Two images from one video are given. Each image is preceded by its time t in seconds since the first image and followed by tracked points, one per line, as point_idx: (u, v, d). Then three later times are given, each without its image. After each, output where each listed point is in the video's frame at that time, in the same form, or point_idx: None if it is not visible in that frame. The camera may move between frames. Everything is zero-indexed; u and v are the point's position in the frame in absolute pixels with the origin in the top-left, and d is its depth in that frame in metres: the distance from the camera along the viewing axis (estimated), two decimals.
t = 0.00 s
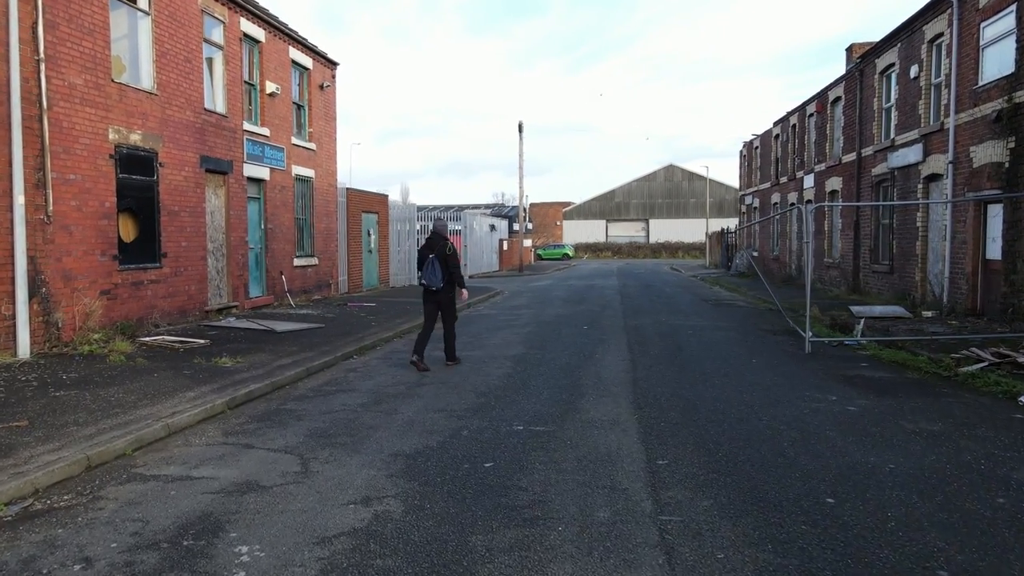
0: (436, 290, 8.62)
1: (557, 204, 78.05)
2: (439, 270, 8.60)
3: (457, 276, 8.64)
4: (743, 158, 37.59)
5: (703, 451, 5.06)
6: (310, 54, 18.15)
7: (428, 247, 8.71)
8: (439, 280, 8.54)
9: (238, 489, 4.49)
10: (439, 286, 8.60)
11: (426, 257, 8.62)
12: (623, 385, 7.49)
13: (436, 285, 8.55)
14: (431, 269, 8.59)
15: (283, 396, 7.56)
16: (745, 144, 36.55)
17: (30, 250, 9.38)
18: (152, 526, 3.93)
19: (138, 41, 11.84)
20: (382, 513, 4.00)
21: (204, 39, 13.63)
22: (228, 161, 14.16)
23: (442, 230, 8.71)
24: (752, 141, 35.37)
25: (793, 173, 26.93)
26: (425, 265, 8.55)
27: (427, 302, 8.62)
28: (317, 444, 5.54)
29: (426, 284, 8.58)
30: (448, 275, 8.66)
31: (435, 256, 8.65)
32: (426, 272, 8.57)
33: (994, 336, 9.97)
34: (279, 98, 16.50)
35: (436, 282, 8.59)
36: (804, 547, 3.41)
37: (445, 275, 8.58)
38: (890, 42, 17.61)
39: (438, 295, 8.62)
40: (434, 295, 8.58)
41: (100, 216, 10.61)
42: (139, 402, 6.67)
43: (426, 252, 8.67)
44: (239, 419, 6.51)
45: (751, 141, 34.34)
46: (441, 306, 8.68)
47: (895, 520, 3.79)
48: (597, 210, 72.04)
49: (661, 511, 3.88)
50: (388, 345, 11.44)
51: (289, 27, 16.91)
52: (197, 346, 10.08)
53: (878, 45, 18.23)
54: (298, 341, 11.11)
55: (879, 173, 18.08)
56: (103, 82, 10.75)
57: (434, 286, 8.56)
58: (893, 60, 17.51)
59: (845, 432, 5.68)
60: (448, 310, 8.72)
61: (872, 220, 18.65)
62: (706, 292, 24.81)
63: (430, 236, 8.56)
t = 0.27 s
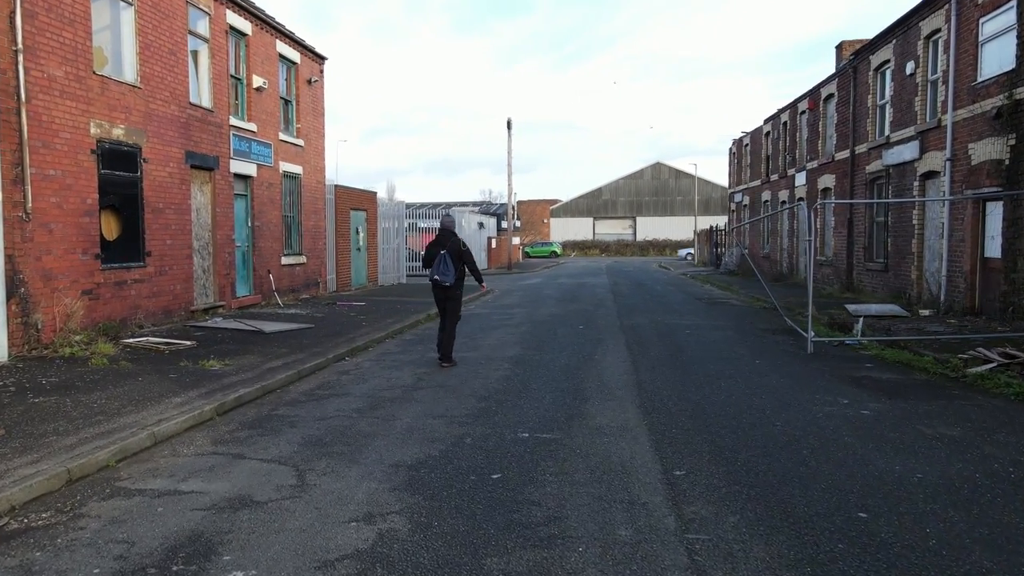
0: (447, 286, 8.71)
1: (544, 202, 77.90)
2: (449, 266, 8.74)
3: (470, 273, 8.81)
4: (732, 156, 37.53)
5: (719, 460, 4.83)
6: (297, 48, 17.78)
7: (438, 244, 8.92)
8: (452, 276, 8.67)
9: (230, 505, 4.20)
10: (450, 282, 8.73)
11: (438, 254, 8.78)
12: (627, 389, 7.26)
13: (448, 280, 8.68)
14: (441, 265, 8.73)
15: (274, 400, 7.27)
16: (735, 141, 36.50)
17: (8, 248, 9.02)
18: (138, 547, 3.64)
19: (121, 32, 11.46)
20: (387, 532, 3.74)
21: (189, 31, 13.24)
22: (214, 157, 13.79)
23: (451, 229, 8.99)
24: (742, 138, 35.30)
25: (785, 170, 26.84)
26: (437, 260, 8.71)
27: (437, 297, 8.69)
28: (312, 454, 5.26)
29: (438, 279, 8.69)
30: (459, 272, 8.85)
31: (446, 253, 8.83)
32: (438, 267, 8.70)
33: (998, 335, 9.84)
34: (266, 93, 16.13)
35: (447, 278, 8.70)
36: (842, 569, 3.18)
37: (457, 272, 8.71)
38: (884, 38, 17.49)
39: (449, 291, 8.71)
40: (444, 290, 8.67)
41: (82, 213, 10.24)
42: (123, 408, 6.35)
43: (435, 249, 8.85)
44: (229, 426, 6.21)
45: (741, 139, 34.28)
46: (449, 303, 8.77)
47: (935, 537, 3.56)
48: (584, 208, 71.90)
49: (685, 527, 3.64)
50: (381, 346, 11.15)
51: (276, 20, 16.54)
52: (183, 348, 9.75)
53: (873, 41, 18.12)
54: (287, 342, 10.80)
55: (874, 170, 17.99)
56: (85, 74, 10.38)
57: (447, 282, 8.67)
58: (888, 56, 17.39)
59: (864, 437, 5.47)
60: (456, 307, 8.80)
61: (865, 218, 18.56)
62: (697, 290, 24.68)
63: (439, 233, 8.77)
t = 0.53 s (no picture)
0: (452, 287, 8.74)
1: (528, 202, 77.68)
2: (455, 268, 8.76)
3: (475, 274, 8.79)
4: (718, 155, 37.53)
5: (736, 469, 4.60)
6: (282, 44, 17.41)
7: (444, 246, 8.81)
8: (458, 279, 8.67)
9: (219, 524, 3.91)
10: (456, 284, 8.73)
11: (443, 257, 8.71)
12: (629, 393, 7.03)
13: (454, 283, 8.66)
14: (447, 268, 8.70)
15: (261, 407, 6.96)
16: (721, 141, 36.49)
17: None
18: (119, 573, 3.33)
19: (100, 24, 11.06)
20: (391, 553, 3.47)
21: (171, 25, 12.85)
22: (196, 154, 13.41)
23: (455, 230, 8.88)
24: (728, 138, 35.29)
25: (772, 170, 26.80)
26: (444, 264, 8.65)
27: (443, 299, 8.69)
28: (304, 465, 4.97)
29: (444, 282, 8.67)
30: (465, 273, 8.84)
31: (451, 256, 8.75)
32: (444, 270, 8.68)
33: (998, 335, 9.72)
34: (250, 89, 15.75)
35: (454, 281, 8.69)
36: None
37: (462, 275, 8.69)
38: (875, 37, 17.43)
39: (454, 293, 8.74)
40: (451, 292, 8.65)
41: (59, 212, 9.85)
42: (102, 416, 6.02)
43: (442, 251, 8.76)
44: (215, 435, 5.90)
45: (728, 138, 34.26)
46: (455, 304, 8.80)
47: (978, 554, 3.35)
48: (569, 208, 71.79)
49: (711, 546, 3.40)
50: (370, 349, 10.85)
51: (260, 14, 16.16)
52: (165, 352, 9.40)
53: (863, 40, 18.06)
54: (274, 344, 10.47)
55: (864, 169, 17.93)
56: (61, 68, 9.99)
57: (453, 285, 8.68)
58: (878, 55, 17.34)
59: (881, 443, 5.27)
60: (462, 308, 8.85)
61: (856, 217, 18.49)
62: (686, 290, 24.56)
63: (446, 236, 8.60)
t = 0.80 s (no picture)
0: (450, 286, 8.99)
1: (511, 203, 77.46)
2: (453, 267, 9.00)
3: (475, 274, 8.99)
4: (702, 157, 37.55)
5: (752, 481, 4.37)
6: (264, 41, 17.03)
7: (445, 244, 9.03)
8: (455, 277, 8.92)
9: (204, 546, 3.61)
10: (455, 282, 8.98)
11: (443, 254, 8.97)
12: (629, 399, 6.79)
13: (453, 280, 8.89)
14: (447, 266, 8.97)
15: (246, 416, 6.64)
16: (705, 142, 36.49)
17: None
18: None
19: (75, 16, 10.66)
20: None
21: (149, 18, 12.46)
22: (176, 152, 13.01)
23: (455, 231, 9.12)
24: (712, 139, 35.28)
25: (758, 171, 26.79)
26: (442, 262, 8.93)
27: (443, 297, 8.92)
28: (294, 479, 4.68)
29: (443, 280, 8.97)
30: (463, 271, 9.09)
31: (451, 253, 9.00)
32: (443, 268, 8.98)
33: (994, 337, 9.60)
34: (231, 86, 15.36)
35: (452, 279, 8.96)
36: None
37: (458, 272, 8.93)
38: (862, 37, 17.40)
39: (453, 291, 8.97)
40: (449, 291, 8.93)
41: (31, 211, 9.45)
42: (76, 427, 5.68)
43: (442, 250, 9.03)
44: (198, 446, 5.58)
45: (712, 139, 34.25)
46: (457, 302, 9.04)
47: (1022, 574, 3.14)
48: (551, 209, 71.66)
49: (739, 568, 3.17)
50: (356, 353, 10.53)
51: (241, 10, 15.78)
52: (143, 357, 9.03)
53: (850, 41, 18.03)
54: (257, 349, 10.12)
55: (852, 170, 17.88)
56: (34, 61, 9.59)
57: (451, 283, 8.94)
58: (866, 55, 17.31)
59: (896, 452, 5.07)
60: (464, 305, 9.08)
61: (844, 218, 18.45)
62: (673, 291, 24.42)
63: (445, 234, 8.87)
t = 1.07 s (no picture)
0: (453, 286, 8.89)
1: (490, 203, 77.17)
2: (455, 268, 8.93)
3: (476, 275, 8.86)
4: (683, 157, 37.57)
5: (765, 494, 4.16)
6: (241, 36, 16.61)
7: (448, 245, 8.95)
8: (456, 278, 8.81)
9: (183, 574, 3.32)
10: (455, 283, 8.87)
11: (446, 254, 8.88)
12: (626, 405, 6.57)
13: (454, 282, 8.78)
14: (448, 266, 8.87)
15: (226, 425, 6.32)
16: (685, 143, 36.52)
17: None
18: None
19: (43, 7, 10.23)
20: None
21: (122, 11, 12.03)
22: (150, 150, 12.59)
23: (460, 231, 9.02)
24: (693, 140, 35.30)
25: (739, 172, 26.79)
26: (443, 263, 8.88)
27: (444, 298, 8.79)
28: (279, 495, 4.39)
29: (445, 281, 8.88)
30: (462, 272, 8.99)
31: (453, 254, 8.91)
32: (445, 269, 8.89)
33: (986, 338, 9.52)
34: (208, 83, 14.94)
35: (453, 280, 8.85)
36: None
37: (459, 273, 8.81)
38: (846, 38, 17.38)
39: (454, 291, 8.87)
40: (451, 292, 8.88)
41: None
42: (44, 439, 5.34)
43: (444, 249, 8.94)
44: (175, 459, 5.26)
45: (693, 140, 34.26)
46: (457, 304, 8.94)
47: None
48: (531, 210, 71.49)
49: None
50: (339, 357, 10.22)
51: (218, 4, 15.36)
52: (117, 362, 8.65)
53: (834, 41, 18.01)
54: (236, 353, 9.77)
55: (836, 170, 17.86)
56: None
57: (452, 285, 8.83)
58: (850, 55, 17.29)
59: (907, 460, 4.90)
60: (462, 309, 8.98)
61: (827, 219, 18.43)
62: (656, 292, 24.32)
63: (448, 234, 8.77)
